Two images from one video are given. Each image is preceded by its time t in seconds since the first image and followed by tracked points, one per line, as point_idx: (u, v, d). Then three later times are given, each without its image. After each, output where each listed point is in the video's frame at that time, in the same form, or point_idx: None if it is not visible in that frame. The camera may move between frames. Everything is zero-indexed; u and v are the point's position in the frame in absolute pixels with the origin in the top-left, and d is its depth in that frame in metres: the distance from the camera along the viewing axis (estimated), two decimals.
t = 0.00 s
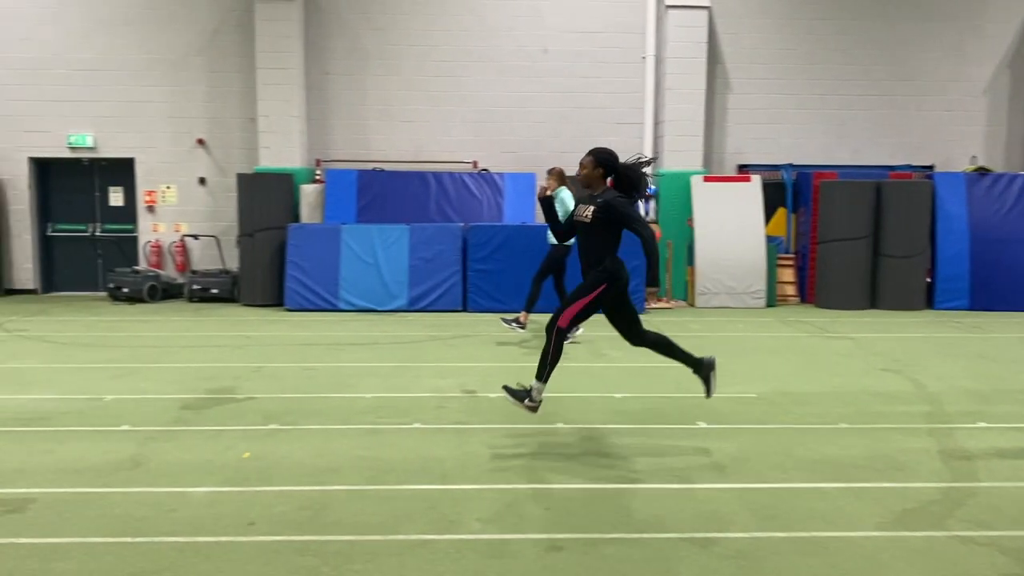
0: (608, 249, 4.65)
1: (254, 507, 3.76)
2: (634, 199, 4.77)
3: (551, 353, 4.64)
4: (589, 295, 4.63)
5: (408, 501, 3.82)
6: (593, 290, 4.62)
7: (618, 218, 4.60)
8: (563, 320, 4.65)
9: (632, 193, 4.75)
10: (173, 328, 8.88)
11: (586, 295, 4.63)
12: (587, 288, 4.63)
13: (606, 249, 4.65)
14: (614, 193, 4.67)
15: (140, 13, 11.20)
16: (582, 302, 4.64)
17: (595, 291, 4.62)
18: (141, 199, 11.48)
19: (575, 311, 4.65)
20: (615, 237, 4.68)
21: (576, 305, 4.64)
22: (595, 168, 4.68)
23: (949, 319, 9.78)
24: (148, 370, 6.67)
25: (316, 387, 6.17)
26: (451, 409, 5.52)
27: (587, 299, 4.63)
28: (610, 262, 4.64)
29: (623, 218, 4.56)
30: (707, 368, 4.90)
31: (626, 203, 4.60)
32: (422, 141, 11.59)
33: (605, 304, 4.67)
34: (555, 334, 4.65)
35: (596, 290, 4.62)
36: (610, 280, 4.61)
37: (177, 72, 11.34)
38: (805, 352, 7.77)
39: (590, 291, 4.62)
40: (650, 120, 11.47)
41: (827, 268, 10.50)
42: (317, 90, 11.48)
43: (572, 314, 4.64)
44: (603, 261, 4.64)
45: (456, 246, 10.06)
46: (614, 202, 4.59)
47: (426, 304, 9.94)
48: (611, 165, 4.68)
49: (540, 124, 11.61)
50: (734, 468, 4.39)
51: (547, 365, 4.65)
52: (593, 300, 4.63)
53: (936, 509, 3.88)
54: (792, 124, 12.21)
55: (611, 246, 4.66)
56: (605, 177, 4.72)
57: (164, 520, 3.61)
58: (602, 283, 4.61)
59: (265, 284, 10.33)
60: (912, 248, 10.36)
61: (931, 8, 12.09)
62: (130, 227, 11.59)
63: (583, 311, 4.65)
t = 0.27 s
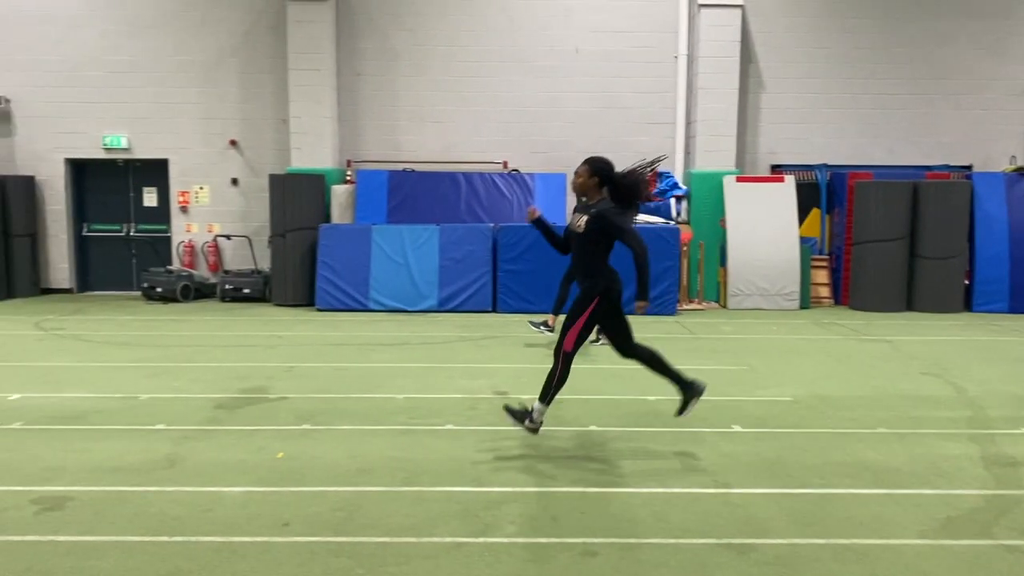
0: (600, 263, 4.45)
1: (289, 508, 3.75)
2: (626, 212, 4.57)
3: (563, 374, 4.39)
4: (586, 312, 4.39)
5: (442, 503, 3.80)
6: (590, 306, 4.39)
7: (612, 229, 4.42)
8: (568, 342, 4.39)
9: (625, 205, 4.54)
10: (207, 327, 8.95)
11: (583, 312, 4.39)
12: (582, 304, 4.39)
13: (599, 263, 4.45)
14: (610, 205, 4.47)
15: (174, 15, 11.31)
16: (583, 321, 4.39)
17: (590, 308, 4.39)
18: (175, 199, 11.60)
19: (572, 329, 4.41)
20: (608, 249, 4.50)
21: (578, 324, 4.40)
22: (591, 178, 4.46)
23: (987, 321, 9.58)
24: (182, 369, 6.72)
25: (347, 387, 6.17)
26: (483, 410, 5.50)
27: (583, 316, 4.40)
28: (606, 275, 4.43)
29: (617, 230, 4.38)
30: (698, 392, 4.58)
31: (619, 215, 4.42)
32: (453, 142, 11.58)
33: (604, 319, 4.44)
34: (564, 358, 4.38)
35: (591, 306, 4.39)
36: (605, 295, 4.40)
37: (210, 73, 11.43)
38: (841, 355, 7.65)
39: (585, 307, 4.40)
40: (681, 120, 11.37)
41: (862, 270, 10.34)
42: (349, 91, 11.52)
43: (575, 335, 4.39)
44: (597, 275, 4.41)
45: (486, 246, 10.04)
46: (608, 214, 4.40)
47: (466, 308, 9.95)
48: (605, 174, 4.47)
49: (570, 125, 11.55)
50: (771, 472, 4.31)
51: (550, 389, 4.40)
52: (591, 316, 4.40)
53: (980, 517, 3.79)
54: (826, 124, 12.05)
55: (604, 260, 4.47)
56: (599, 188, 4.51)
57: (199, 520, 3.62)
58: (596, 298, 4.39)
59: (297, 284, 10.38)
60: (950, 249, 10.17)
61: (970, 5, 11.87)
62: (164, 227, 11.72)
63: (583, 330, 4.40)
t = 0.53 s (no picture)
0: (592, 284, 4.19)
1: (324, 508, 3.76)
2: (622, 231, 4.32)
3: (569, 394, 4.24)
4: (578, 334, 4.19)
5: (476, 505, 3.79)
6: (582, 327, 4.19)
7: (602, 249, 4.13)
8: (568, 363, 4.21)
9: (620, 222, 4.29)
10: (239, 327, 9.03)
11: (576, 334, 4.19)
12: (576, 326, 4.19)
13: (592, 284, 4.19)
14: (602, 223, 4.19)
15: (208, 17, 11.43)
16: (577, 343, 4.19)
17: (581, 330, 4.19)
18: (208, 200, 11.72)
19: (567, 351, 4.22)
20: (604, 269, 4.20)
21: (574, 346, 4.20)
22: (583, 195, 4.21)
23: None
24: (216, 369, 6.78)
25: (379, 387, 6.19)
26: (515, 411, 5.48)
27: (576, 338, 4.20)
28: (599, 295, 4.19)
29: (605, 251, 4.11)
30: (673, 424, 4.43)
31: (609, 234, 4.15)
32: (483, 143, 11.59)
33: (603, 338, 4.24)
34: (567, 379, 4.21)
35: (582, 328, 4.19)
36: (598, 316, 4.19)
37: (243, 75, 11.53)
38: (877, 358, 7.54)
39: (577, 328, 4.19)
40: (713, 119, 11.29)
41: (897, 272, 10.19)
42: (380, 93, 11.58)
43: (573, 356, 4.20)
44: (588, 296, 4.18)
45: (517, 246, 10.01)
46: (597, 233, 4.13)
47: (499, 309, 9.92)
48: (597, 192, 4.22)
49: (601, 125, 11.50)
50: (808, 477, 4.25)
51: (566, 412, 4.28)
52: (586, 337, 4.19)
53: None
54: (861, 124, 11.89)
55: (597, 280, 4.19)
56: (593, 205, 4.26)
57: (236, 519, 3.65)
58: (588, 318, 4.17)
59: (328, 284, 10.45)
60: (988, 251, 9.98)
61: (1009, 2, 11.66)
62: (198, 228, 11.85)
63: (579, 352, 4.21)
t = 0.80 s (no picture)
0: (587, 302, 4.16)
1: (359, 508, 3.78)
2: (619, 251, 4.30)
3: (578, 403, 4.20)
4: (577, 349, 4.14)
5: (511, 508, 3.78)
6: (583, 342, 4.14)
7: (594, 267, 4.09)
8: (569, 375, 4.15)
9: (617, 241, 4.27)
10: (272, 326, 9.10)
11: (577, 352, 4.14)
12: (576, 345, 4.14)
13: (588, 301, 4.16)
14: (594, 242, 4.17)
15: (242, 20, 11.53)
16: (580, 357, 4.14)
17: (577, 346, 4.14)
18: (242, 200, 11.83)
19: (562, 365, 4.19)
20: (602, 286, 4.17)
21: (576, 360, 4.14)
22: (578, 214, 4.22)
23: None
24: (250, 369, 6.84)
25: (412, 387, 6.21)
26: (548, 413, 5.47)
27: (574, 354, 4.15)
28: (591, 311, 4.10)
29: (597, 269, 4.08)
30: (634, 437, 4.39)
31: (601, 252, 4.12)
32: (513, 144, 11.58)
33: (600, 351, 4.23)
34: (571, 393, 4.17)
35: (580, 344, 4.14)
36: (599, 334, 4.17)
37: (276, 77, 11.62)
38: (914, 361, 7.42)
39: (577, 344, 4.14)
40: (746, 119, 11.19)
41: (934, 274, 10.03)
42: (411, 94, 11.62)
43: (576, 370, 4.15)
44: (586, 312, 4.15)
45: (547, 247, 9.96)
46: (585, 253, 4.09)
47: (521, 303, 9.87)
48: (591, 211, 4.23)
49: (632, 125, 11.45)
50: (846, 483, 4.20)
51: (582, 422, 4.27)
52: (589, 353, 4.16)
53: None
54: (897, 123, 11.72)
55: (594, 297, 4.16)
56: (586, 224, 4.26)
57: (273, 519, 3.67)
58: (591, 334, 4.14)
59: (359, 284, 10.51)
60: None
61: None
62: (232, 228, 11.97)
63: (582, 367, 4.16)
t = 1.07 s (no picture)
0: (583, 303, 4.18)
1: (393, 509, 3.78)
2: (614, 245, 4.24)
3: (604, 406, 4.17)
4: (586, 352, 4.17)
5: (545, 511, 3.76)
6: (588, 344, 4.16)
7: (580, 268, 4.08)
8: (589, 380, 4.19)
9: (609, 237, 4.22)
10: (304, 326, 9.16)
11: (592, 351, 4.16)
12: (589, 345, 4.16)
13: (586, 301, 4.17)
14: (585, 241, 4.13)
15: (275, 22, 11.62)
16: (594, 359, 4.17)
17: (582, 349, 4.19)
18: (274, 201, 11.93)
19: (545, 363, 4.36)
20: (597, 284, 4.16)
21: (590, 363, 4.17)
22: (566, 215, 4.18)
23: None
24: (283, 368, 6.88)
25: (444, 388, 6.21)
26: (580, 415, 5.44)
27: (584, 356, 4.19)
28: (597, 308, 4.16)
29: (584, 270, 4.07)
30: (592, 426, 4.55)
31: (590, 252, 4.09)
32: (544, 144, 11.56)
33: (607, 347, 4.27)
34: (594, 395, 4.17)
35: (587, 346, 4.17)
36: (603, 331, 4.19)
37: (308, 79, 11.69)
38: (952, 365, 7.29)
39: (585, 346, 4.17)
40: (780, 118, 11.07)
41: (972, 275, 9.84)
42: (442, 95, 11.64)
43: (594, 373, 4.18)
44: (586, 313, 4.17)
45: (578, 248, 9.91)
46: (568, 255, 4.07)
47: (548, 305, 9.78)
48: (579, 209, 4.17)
49: (663, 125, 11.37)
50: (886, 489, 4.12)
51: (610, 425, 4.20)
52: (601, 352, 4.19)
53: None
54: (934, 123, 11.53)
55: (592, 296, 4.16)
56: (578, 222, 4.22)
57: (307, 519, 3.68)
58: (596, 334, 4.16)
59: (389, 284, 10.54)
60: None
61: None
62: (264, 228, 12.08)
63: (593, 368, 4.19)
